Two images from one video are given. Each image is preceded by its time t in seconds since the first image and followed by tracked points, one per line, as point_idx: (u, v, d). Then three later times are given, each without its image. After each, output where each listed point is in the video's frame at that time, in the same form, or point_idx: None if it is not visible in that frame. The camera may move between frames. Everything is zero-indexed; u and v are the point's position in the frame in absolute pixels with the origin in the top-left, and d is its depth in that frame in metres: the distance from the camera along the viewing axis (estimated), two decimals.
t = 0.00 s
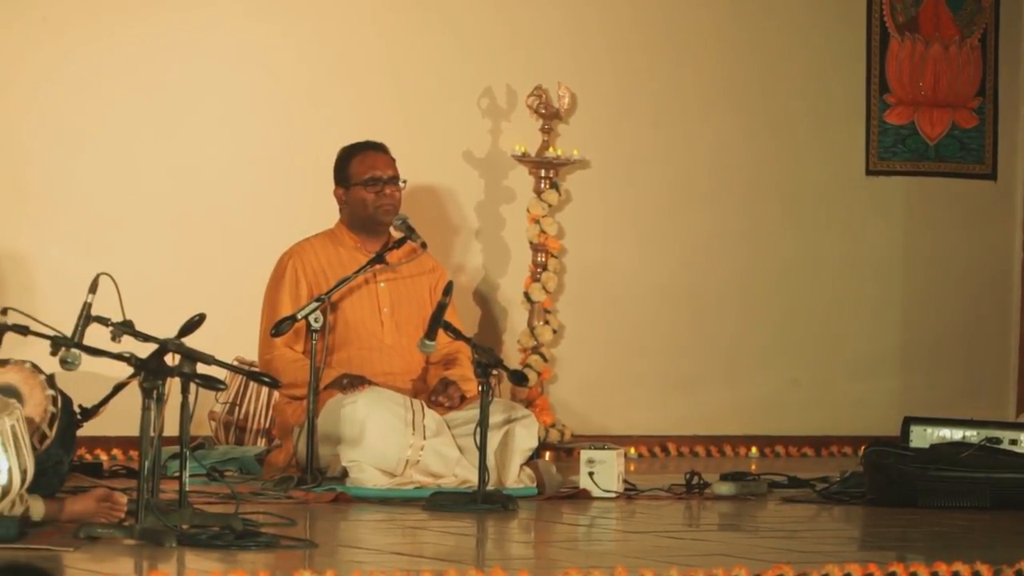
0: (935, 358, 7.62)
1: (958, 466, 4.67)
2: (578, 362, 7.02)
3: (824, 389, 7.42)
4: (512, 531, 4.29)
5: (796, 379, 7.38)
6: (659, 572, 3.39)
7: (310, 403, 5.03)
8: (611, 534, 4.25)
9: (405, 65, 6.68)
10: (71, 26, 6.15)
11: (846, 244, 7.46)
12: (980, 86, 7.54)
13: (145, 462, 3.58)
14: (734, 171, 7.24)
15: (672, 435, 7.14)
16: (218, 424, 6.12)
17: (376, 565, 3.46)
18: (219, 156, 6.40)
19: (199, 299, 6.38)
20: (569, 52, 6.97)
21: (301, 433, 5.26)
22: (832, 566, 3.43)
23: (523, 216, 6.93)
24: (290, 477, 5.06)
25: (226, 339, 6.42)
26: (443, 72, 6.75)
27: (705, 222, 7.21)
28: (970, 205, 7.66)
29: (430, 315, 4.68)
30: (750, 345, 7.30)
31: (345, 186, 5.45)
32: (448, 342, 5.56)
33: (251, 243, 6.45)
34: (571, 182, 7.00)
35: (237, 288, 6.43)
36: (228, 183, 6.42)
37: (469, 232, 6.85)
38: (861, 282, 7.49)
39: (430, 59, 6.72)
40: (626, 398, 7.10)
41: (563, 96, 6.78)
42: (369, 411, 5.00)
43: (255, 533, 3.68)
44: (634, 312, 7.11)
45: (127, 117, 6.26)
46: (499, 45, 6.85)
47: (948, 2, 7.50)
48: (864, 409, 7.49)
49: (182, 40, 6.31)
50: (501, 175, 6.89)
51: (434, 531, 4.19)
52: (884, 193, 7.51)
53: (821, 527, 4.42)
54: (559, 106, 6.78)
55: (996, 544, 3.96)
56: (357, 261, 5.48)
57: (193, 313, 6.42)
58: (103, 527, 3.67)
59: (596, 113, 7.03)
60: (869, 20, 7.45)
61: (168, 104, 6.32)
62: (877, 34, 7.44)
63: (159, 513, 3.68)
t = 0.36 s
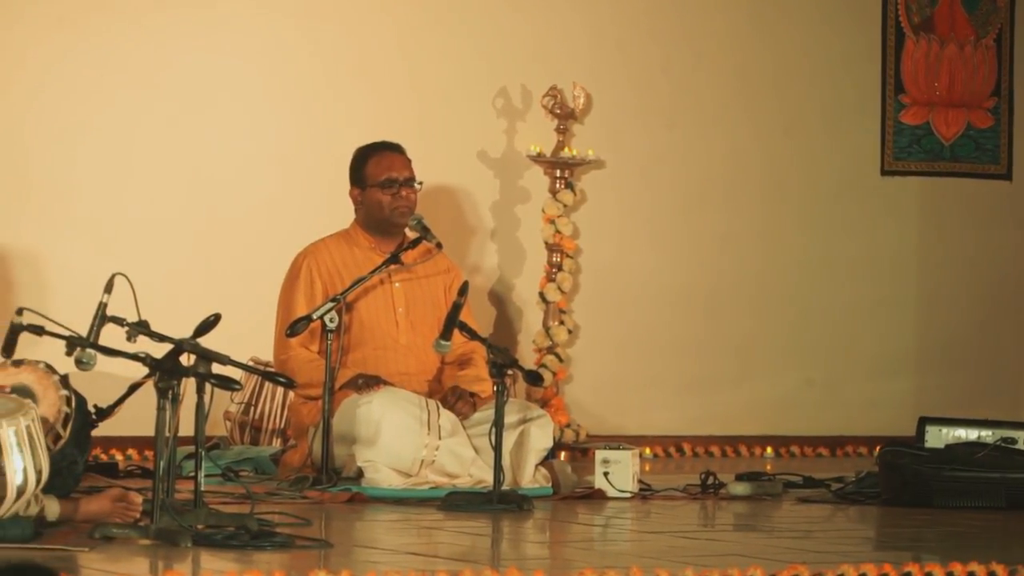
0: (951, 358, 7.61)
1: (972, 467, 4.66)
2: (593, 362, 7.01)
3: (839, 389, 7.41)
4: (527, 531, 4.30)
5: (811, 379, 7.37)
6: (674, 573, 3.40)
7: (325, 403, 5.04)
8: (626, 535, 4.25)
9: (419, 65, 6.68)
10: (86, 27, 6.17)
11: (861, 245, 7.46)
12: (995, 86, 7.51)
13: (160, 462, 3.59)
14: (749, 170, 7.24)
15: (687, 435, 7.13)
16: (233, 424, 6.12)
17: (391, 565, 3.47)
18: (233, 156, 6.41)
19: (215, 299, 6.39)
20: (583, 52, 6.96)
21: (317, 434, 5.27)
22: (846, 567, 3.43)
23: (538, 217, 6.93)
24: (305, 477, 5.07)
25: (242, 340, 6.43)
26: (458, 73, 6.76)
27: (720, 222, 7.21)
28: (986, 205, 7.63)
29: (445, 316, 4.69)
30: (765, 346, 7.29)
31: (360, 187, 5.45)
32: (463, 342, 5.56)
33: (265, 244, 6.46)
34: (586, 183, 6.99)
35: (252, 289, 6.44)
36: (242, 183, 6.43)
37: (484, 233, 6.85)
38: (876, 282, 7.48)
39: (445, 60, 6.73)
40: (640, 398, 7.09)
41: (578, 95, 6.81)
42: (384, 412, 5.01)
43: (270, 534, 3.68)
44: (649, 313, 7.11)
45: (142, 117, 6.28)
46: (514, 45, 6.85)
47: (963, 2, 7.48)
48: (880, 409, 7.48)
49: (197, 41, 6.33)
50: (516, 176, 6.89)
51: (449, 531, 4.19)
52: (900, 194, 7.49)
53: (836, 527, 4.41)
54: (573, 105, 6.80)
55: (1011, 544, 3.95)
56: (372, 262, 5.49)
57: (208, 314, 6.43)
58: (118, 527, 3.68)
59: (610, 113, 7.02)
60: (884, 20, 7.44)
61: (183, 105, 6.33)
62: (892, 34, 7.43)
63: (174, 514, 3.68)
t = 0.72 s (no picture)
0: (966, 358, 7.59)
1: (988, 467, 4.67)
2: (608, 363, 7.01)
3: (855, 389, 7.40)
4: (543, 531, 4.30)
5: (826, 379, 7.36)
6: (690, 573, 3.41)
7: (340, 403, 5.05)
8: (641, 535, 4.26)
9: (435, 66, 6.69)
10: (102, 27, 6.17)
11: (876, 245, 7.45)
12: (1011, 87, 7.49)
13: (176, 463, 3.60)
14: (765, 171, 7.23)
15: (702, 436, 7.13)
16: (248, 425, 6.13)
17: (407, 566, 3.48)
18: (249, 157, 6.42)
19: (231, 300, 6.41)
20: (599, 53, 6.97)
21: (333, 434, 5.28)
22: (863, 567, 3.44)
23: (554, 218, 6.93)
24: (321, 478, 5.08)
25: (258, 341, 6.45)
26: (473, 74, 6.76)
27: (736, 223, 7.20)
28: (1002, 205, 7.62)
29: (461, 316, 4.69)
30: (780, 346, 7.28)
31: (376, 188, 5.46)
32: (478, 343, 5.56)
33: (282, 245, 6.48)
34: (602, 183, 6.99)
35: (268, 289, 6.46)
36: (258, 184, 6.44)
37: (499, 234, 6.85)
38: (891, 282, 7.47)
39: (461, 60, 6.74)
40: (656, 398, 7.09)
41: (593, 96, 6.84)
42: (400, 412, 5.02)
43: (286, 534, 3.69)
44: (664, 313, 7.10)
45: (157, 117, 6.29)
46: (530, 46, 6.86)
47: (979, 3, 7.46)
48: (896, 409, 7.46)
49: (212, 42, 6.33)
50: (532, 176, 6.90)
51: (465, 532, 4.20)
52: (915, 194, 7.48)
53: (852, 528, 4.41)
54: (589, 106, 6.84)
55: None
56: (387, 263, 5.49)
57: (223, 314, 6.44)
58: (134, 527, 3.68)
59: (627, 114, 7.02)
60: (899, 21, 7.43)
61: (199, 105, 6.34)
62: (907, 34, 7.43)
63: (189, 514, 3.69)
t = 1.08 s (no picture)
0: (982, 357, 7.58)
1: (1004, 466, 4.67)
2: (623, 363, 7.01)
3: (870, 389, 7.40)
4: (559, 531, 4.30)
5: (841, 378, 7.35)
6: (706, 573, 3.41)
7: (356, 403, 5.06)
8: (657, 535, 4.26)
9: (449, 67, 6.70)
10: (117, 28, 6.19)
11: (892, 244, 7.44)
12: None
13: (191, 464, 3.61)
14: (780, 170, 7.23)
15: (717, 436, 7.12)
16: (264, 426, 6.14)
17: (423, 566, 3.48)
18: (264, 158, 6.44)
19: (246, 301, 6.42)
20: (613, 53, 6.97)
21: (347, 434, 5.28)
22: (880, 567, 3.44)
23: (569, 218, 6.94)
24: (336, 478, 5.09)
25: (273, 342, 6.47)
26: (488, 74, 6.77)
27: (751, 222, 7.19)
28: (1017, 204, 7.60)
29: (476, 316, 4.70)
30: (795, 345, 7.27)
31: (391, 189, 5.46)
32: (494, 343, 5.56)
33: (297, 247, 6.50)
34: (617, 183, 6.99)
35: (283, 290, 6.48)
36: (273, 185, 6.45)
37: (514, 234, 6.86)
38: (907, 281, 7.46)
39: (476, 61, 6.75)
40: (671, 398, 7.09)
41: (608, 96, 6.84)
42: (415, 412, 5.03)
43: (302, 534, 3.71)
44: (679, 313, 7.10)
45: (171, 118, 6.30)
46: (544, 46, 6.86)
47: (993, 2, 7.44)
48: (911, 408, 7.45)
49: (226, 43, 6.35)
50: (547, 177, 6.90)
51: (481, 532, 4.20)
52: (930, 194, 7.47)
53: (868, 527, 4.41)
54: (604, 106, 6.83)
55: None
56: (402, 264, 5.50)
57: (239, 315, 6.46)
58: (149, 528, 3.68)
59: (641, 114, 7.02)
60: (913, 21, 7.41)
61: (213, 106, 6.35)
62: (921, 34, 7.41)
63: (205, 515, 3.70)
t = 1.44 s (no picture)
0: (1004, 355, 7.54)
1: None
2: (643, 362, 7.01)
3: (891, 388, 7.37)
4: (580, 532, 4.30)
5: (862, 377, 7.33)
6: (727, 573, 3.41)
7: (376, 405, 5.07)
8: (678, 535, 4.25)
9: (467, 68, 6.71)
10: (134, 29, 6.22)
11: (912, 243, 7.42)
12: None
13: (212, 466, 3.63)
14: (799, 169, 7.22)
15: (738, 435, 7.11)
16: (284, 427, 6.16)
17: (444, 567, 3.49)
18: (283, 159, 6.45)
19: (266, 303, 6.44)
20: (632, 53, 6.97)
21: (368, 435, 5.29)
22: (901, 566, 3.43)
23: (588, 218, 6.94)
24: (357, 479, 5.10)
25: (294, 344, 6.48)
26: (506, 75, 6.78)
27: (770, 221, 7.18)
28: None
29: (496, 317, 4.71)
30: (815, 344, 7.26)
31: (410, 191, 5.48)
32: (514, 344, 5.56)
33: (317, 249, 6.51)
34: (636, 184, 6.99)
35: (303, 292, 6.49)
36: (292, 187, 6.47)
37: (534, 234, 6.86)
38: (927, 279, 7.45)
39: (494, 62, 6.76)
40: (691, 397, 7.08)
41: (627, 96, 6.78)
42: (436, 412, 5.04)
43: (323, 536, 3.72)
44: (699, 313, 7.10)
45: (190, 120, 6.32)
46: (562, 47, 6.86)
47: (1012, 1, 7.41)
48: (932, 407, 7.43)
49: (244, 46, 6.37)
50: (566, 177, 6.91)
51: (501, 533, 4.20)
52: (951, 193, 7.45)
53: (889, 526, 4.40)
54: (623, 106, 6.77)
55: None
56: (421, 265, 5.51)
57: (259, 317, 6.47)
58: (170, 531, 3.69)
59: (660, 113, 7.02)
60: (932, 20, 7.39)
61: (232, 109, 6.38)
62: (940, 33, 7.38)
63: (226, 517, 3.71)
